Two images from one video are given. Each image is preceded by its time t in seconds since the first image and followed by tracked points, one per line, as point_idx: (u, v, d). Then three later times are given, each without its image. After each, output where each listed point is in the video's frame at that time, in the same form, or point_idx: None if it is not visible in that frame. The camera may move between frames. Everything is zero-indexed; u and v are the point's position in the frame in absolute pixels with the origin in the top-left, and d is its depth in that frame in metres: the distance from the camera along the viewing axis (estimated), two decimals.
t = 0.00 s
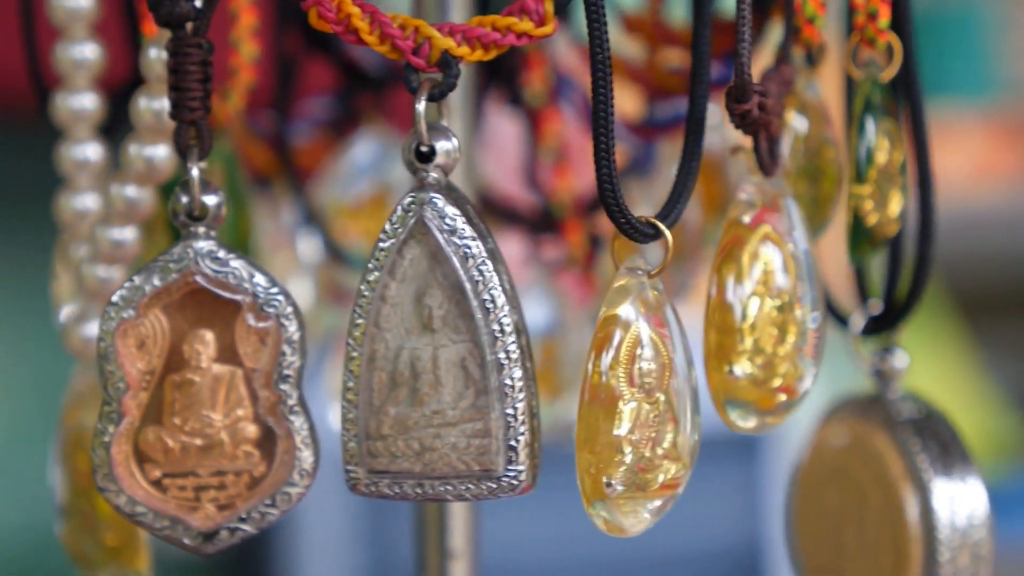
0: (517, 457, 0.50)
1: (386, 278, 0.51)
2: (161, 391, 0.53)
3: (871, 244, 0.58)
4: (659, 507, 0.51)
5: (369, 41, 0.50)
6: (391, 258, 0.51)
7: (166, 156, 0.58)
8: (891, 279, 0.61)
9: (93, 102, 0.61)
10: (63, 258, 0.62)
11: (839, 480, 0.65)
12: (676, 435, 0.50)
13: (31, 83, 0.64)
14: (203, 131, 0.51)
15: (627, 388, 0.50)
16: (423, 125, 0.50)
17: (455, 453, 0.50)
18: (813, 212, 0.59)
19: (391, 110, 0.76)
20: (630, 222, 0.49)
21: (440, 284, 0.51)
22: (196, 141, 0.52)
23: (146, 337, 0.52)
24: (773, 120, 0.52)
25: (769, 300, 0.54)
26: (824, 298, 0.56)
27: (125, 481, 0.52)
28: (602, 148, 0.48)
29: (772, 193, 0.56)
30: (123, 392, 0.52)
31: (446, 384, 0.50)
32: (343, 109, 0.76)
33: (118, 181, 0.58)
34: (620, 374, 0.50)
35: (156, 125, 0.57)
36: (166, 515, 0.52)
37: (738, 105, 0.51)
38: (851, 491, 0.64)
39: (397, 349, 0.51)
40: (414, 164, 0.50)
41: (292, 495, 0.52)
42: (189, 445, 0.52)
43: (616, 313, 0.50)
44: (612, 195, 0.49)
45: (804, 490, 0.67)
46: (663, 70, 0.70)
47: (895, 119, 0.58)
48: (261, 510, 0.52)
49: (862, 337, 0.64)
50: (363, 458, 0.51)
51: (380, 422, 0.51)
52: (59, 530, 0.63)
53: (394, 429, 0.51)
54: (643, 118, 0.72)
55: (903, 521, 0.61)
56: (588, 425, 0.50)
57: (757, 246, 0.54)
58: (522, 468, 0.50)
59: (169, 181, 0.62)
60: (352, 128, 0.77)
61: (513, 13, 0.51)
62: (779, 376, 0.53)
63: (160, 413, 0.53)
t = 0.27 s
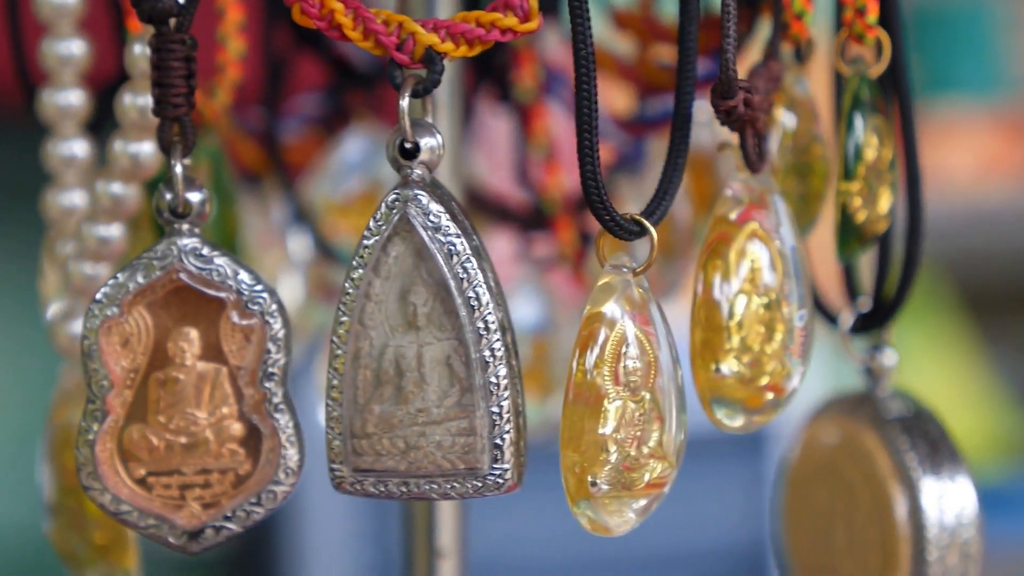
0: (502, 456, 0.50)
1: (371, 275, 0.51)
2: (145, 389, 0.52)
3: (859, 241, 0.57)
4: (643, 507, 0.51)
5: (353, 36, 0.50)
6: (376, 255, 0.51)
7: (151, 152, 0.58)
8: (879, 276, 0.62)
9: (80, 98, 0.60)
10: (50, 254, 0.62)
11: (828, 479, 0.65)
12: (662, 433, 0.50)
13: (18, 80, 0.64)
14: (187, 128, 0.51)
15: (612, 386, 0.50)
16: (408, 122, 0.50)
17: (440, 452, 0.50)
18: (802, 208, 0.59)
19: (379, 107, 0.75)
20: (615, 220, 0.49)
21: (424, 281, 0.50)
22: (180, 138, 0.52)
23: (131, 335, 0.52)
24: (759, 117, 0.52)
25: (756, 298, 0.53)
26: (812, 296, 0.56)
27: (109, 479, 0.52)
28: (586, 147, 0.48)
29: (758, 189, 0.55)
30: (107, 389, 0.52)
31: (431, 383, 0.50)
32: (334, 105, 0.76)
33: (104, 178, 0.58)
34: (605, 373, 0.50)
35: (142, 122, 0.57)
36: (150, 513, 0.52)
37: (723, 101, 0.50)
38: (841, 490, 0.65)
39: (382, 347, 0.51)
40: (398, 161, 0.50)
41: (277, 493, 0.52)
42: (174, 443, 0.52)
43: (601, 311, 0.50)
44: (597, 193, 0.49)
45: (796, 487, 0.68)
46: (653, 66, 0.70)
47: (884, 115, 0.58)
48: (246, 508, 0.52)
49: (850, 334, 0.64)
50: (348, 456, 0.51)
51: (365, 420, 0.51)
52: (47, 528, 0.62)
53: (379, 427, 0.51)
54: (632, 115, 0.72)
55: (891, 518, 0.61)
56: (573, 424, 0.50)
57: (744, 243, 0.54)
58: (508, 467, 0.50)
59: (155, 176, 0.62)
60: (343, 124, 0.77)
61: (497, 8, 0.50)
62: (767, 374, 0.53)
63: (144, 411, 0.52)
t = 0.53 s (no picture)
0: (486, 457, 0.50)
1: (354, 275, 0.51)
2: (128, 389, 0.52)
3: (847, 241, 0.57)
4: (626, 510, 0.50)
5: (335, 35, 0.50)
6: (358, 255, 0.50)
7: (136, 151, 0.58)
8: (869, 277, 0.61)
9: (66, 97, 0.60)
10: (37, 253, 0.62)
11: (819, 479, 0.65)
12: (646, 436, 0.50)
13: (7, 79, 0.64)
14: (170, 128, 0.51)
15: (595, 388, 0.49)
16: (390, 122, 0.49)
17: (422, 453, 0.50)
18: (789, 208, 0.59)
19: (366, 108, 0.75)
20: (598, 220, 0.48)
21: (407, 282, 0.50)
22: (163, 137, 0.51)
23: (113, 335, 0.52)
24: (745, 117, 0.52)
25: (742, 299, 0.53)
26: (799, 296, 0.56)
27: (92, 480, 0.52)
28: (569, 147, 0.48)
29: (745, 190, 0.55)
30: (90, 390, 0.52)
31: (414, 384, 0.50)
32: (323, 103, 0.76)
33: (89, 177, 0.58)
34: (589, 375, 0.49)
35: (126, 121, 0.57)
36: (133, 514, 0.52)
37: (708, 101, 0.50)
38: (832, 492, 0.64)
39: (365, 347, 0.50)
40: (381, 161, 0.50)
41: (261, 494, 0.52)
42: (156, 443, 0.52)
43: (584, 313, 0.50)
44: (580, 194, 0.48)
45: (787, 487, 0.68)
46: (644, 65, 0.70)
47: (872, 115, 0.57)
48: (230, 509, 0.52)
49: (842, 335, 0.64)
50: (330, 458, 0.51)
51: (348, 421, 0.50)
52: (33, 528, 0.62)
53: (361, 428, 0.50)
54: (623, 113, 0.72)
55: (879, 521, 0.61)
56: (555, 426, 0.50)
57: (730, 244, 0.53)
58: (491, 468, 0.50)
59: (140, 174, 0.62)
60: (333, 121, 0.77)
61: (482, 7, 0.50)
62: (752, 375, 0.53)
63: (127, 411, 0.52)
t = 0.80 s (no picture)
0: (469, 462, 0.49)
1: (336, 279, 0.50)
2: (112, 394, 0.52)
3: (835, 245, 0.56)
4: (610, 516, 0.50)
5: (317, 37, 0.49)
6: (341, 259, 0.50)
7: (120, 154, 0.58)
8: (859, 279, 0.61)
9: (52, 99, 0.60)
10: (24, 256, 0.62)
11: (808, 484, 0.65)
12: (630, 441, 0.50)
13: None
14: (153, 130, 0.51)
15: (579, 392, 0.49)
16: (372, 124, 0.49)
17: (405, 459, 0.49)
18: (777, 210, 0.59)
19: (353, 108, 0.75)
20: (581, 223, 0.48)
21: (390, 285, 0.50)
22: (146, 139, 0.51)
23: (98, 339, 0.52)
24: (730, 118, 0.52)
25: (728, 302, 0.53)
26: (786, 298, 0.56)
27: (75, 485, 0.52)
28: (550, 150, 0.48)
29: (731, 192, 0.55)
30: (73, 395, 0.52)
31: (397, 388, 0.50)
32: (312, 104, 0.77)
33: (73, 181, 0.59)
34: (573, 379, 0.49)
35: (110, 123, 0.58)
36: (117, 519, 0.52)
37: (692, 103, 0.50)
38: (822, 497, 0.64)
39: (348, 352, 0.50)
40: (364, 164, 0.50)
41: (246, 499, 0.51)
42: (139, 449, 0.51)
43: (568, 317, 0.49)
44: (564, 197, 0.48)
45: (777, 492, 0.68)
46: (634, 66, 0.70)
47: (860, 116, 0.57)
48: (215, 515, 0.51)
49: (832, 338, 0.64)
50: (313, 464, 0.50)
51: (330, 425, 0.50)
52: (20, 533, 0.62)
53: (344, 433, 0.50)
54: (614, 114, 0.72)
55: (872, 525, 0.61)
56: (538, 431, 0.49)
57: (717, 246, 0.53)
58: (474, 473, 0.49)
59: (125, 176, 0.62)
60: (322, 123, 0.77)
61: (465, 8, 0.50)
62: (739, 380, 0.52)
63: (111, 416, 0.52)
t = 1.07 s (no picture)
0: (451, 469, 0.49)
1: (318, 285, 0.50)
2: (93, 401, 0.52)
3: (824, 251, 0.56)
4: (593, 524, 0.49)
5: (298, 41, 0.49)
6: (323, 264, 0.50)
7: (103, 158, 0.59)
8: (851, 283, 0.61)
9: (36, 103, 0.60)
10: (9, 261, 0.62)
11: (803, 491, 0.65)
12: (614, 448, 0.49)
13: None
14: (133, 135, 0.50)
15: (562, 399, 0.49)
16: (353, 129, 0.49)
17: (386, 466, 0.49)
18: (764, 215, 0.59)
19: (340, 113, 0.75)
20: (563, 229, 0.48)
21: (371, 291, 0.49)
22: (127, 144, 0.51)
23: (77, 345, 0.51)
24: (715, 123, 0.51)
25: (714, 309, 0.52)
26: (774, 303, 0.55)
27: (56, 492, 0.51)
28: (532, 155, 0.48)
29: (718, 198, 0.54)
30: (53, 402, 0.51)
31: (378, 395, 0.49)
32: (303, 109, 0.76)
33: (57, 186, 0.59)
34: (556, 386, 0.49)
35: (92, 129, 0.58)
36: (98, 526, 0.51)
37: (677, 108, 0.49)
38: (816, 505, 0.64)
39: (330, 358, 0.50)
40: (346, 169, 0.49)
41: (228, 507, 0.51)
42: (121, 455, 0.51)
43: (551, 323, 0.49)
44: (545, 203, 0.48)
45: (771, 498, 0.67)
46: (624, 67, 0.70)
47: (848, 120, 0.57)
48: (196, 522, 0.51)
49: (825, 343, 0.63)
50: (295, 471, 0.50)
51: (311, 433, 0.50)
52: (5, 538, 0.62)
53: (325, 440, 0.50)
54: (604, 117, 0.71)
55: (865, 533, 0.61)
56: (521, 439, 0.49)
57: (703, 252, 0.53)
58: (457, 481, 0.49)
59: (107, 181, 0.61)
60: (313, 127, 0.77)
61: (447, 13, 0.50)
62: (725, 386, 0.52)
63: (91, 423, 0.51)
